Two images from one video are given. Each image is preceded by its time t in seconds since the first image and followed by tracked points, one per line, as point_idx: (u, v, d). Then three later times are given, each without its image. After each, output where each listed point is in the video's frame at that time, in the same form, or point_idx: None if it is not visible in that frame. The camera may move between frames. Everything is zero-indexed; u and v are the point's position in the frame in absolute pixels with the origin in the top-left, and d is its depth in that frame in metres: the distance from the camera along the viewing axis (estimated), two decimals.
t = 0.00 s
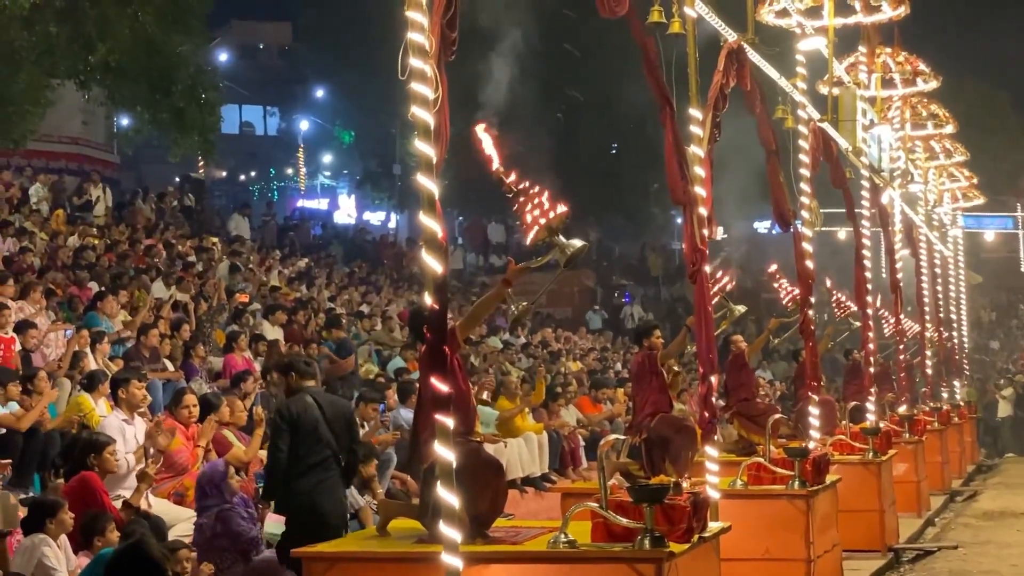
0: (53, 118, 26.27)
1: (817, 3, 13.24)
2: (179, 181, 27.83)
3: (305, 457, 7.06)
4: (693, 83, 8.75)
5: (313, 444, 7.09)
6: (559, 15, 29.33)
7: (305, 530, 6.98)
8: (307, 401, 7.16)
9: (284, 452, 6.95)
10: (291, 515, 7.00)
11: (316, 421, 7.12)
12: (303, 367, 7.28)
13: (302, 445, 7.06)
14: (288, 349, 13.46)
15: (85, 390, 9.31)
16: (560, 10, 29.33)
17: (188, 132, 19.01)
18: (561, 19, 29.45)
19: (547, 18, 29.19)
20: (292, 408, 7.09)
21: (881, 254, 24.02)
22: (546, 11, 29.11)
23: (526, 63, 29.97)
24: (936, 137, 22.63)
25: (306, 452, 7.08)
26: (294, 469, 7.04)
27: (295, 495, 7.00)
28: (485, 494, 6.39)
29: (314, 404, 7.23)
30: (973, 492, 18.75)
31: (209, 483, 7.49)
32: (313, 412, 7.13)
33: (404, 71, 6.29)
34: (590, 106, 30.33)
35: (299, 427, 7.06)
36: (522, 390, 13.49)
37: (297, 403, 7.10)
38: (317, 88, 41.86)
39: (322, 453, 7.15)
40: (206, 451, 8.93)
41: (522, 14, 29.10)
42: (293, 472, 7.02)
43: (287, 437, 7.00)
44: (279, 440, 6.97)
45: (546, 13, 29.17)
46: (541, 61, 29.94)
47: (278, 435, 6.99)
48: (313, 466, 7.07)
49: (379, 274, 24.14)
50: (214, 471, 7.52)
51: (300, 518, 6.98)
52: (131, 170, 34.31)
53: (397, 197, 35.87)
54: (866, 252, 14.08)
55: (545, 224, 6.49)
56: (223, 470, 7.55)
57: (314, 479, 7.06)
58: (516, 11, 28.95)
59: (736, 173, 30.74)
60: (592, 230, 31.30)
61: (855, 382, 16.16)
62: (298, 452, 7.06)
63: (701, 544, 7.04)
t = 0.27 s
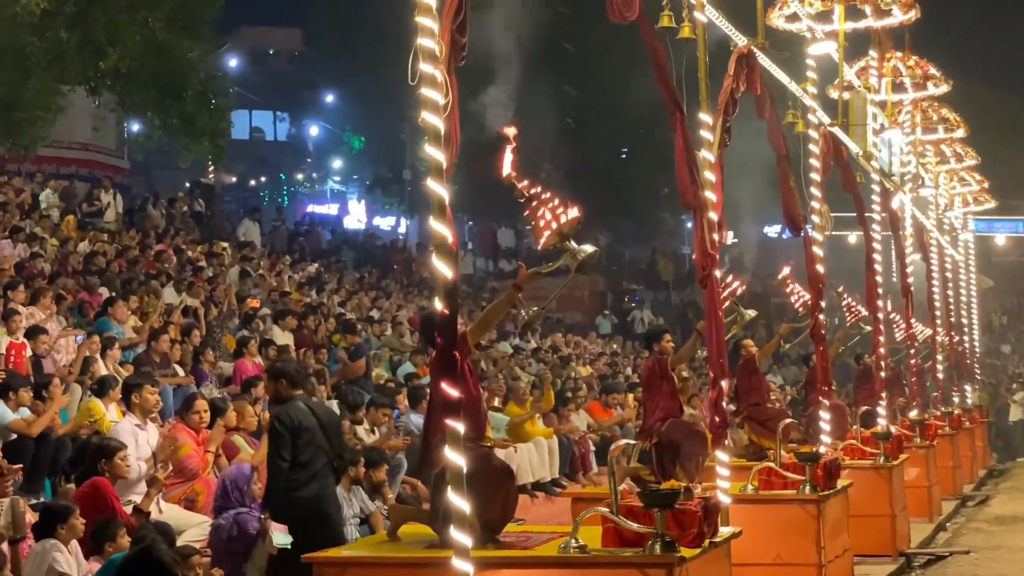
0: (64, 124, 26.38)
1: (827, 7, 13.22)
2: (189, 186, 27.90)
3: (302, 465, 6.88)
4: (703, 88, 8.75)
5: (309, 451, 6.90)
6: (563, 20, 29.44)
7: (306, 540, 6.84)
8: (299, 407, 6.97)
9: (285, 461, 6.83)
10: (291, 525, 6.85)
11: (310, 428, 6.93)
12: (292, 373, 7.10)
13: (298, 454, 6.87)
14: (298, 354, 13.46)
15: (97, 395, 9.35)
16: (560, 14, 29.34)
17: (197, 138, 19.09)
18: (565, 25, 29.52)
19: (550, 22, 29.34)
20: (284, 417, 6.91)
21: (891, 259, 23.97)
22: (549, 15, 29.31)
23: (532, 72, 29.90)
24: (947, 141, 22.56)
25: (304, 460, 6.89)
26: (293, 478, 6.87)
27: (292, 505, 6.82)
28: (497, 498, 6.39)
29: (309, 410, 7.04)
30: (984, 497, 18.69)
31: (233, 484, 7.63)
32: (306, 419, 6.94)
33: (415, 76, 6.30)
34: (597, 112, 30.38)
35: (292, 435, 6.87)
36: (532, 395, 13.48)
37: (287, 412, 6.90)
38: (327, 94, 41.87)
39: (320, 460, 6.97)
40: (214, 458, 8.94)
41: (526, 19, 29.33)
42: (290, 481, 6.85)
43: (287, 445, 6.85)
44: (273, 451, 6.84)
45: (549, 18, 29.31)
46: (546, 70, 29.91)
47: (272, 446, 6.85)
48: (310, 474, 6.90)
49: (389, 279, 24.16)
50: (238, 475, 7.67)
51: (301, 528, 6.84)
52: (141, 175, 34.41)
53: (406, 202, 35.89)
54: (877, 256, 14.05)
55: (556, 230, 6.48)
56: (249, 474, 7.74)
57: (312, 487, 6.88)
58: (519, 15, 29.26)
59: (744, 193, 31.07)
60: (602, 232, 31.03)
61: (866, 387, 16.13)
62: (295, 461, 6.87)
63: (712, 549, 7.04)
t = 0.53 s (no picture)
0: (76, 131, 26.48)
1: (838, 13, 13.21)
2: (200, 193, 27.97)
3: (289, 458, 6.99)
4: (714, 93, 8.74)
5: (293, 443, 7.00)
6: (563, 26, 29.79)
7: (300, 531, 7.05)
8: (277, 401, 6.99)
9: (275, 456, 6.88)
10: (287, 518, 7.01)
11: (293, 421, 6.98)
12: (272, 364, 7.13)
13: (286, 448, 6.96)
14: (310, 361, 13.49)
15: (109, 402, 9.38)
16: (557, 22, 29.61)
17: (210, 144, 19.09)
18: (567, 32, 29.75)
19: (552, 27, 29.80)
20: (265, 413, 6.92)
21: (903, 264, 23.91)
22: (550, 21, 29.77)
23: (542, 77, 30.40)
24: (959, 147, 22.51)
25: (290, 454, 6.98)
26: (282, 471, 6.97)
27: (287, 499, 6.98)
28: (509, 504, 6.40)
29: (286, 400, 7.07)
30: (997, 504, 18.61)
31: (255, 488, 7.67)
32: (287, 412, 6.98)
33: (426, 83, 6.32)
34: (608, 118, 30.33)
35: (277, 432, 6.90)
36: (544, 402, 13.48)
37: (268, 409, 6.91)
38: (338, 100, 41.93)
39: (302, 451, 7.07)
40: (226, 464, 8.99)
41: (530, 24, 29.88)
42: (280, 476, 6.96)
43: (275, 440, 6.90)
44: (260, 451, 6.90)
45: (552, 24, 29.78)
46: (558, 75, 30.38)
47: (259, 447, 6.90)
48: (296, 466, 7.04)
49: (400, 285, 24.17)
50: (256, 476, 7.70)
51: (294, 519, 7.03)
52: (152, 182, 34.52)
53: (417, 209, 35.93)
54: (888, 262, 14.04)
55: (571, 237, 6.49)
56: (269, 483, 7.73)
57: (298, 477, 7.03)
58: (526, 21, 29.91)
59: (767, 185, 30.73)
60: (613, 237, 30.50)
61: (878, 392, 16.08)
62: (283, 456, 6.96)
63: (724, 555, 7.03)
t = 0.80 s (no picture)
0: (92, 140, 26.61)
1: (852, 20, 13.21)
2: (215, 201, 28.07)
3: (277, 452, 6.93)
4: (728, 101, 8.75)
5: (280, 437, 6.94)
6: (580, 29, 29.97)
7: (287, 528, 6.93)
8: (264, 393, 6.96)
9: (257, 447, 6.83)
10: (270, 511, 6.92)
11: (279, 414, 6.94)
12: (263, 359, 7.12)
13: (272, 441, 6.90)
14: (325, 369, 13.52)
15: (125, 409, 9.42)
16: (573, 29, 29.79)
17: (224, 152, 19.22)
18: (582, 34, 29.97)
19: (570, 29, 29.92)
20: (251, 405, 6.91)
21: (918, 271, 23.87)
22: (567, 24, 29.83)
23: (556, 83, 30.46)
24: (973, 153, 22.46)
25: (277, 446, 6.92)
26: (266, 464, 6.91)
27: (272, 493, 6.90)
28: (524, 512, 6.42)
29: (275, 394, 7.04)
30: (1013, 511, 18.53)
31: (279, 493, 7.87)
32: (274, 405, 6.94)
33: (441, 90, 6.34)
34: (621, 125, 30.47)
35: (261, 424, 6.86)
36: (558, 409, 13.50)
37: (253, 400, 6.89)
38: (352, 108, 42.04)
39: (291, 444, 7.01)
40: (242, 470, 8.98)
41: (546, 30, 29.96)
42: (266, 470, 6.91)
43: (259, 432, 6.86)
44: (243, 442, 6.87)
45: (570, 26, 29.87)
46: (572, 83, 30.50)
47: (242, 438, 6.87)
48: (284, 461, 6.95)
49: (415, 292, 24.22)
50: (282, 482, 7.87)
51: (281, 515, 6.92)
52: (167, 190, 34.66)
53: (431, 216, 35.99)
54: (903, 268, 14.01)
55: (587, 245, 6.52)
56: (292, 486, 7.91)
57: (286, 472, 6.94)
58: (544, 27, 29.85)
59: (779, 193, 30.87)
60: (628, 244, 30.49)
61: (893, 399, 16.05)
62: (269, 449, 6.90)
63: (739, 562, 7.05)
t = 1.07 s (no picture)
0: (108, 150, 26.72)
1: (868, 28, 13.16)
2: (230, 211, 28.14)
3: (268, 456, 7.08)
4: (743, 110, 8.73)
5: (272, 442, 7.10)
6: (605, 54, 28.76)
7: (282, 529, 7.00)
8: (257, 399, 7.13)
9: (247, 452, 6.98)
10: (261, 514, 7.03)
11: (271, 420, 7.11)
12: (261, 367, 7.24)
13: (263, 446, 7.07)
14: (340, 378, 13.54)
15: (141, 419, 9.45)
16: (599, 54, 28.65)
17: (239, 163, 19.26)
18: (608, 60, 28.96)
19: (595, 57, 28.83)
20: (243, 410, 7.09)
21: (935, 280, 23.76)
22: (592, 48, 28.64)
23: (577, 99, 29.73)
24: (990, 162, 22.30)
25: (268, 451, 7.08)
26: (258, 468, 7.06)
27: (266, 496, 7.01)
28: (540, 523, 6.42)
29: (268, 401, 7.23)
30: None
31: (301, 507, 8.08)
32: (266, 411, 7.12)
33: (457, 100, 6.35)
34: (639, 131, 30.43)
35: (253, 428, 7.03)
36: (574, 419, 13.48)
37: (245, 405, 7.06)
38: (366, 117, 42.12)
39: (284, 449, 7.15)
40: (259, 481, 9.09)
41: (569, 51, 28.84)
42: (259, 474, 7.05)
43: (250, 438, 7.02)
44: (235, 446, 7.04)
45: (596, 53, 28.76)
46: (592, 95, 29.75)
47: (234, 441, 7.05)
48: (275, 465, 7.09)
49: (429, 302, 24.21)
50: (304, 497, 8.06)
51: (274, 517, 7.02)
52: (183, 201, 34.78)
53: (445, 226, 36.05)
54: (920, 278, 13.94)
55: (603, 254, 6.52)
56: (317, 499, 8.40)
57: (278, 476, 7.08)
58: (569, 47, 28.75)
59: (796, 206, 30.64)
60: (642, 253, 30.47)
61: (910, 409, 15.97)
62: (260, 453, 7.07)
63: (757, 572, 7.05)
